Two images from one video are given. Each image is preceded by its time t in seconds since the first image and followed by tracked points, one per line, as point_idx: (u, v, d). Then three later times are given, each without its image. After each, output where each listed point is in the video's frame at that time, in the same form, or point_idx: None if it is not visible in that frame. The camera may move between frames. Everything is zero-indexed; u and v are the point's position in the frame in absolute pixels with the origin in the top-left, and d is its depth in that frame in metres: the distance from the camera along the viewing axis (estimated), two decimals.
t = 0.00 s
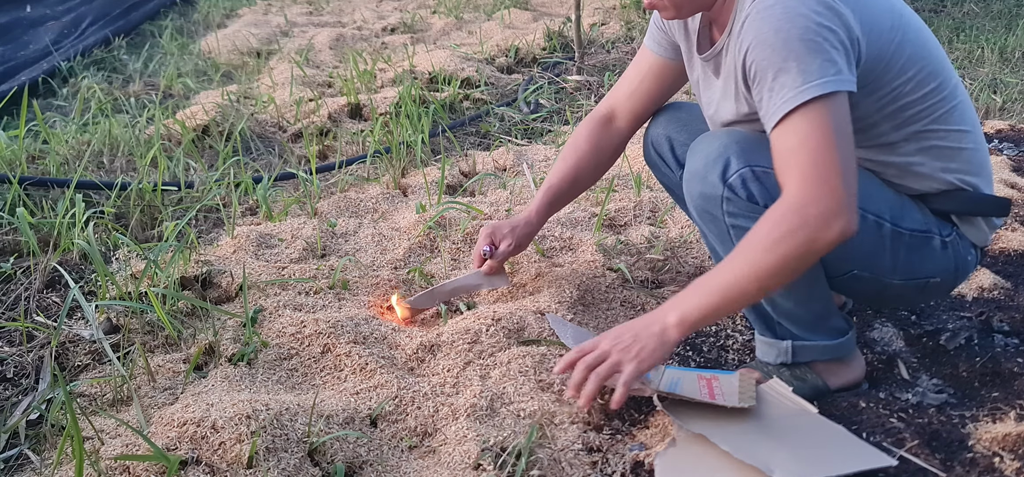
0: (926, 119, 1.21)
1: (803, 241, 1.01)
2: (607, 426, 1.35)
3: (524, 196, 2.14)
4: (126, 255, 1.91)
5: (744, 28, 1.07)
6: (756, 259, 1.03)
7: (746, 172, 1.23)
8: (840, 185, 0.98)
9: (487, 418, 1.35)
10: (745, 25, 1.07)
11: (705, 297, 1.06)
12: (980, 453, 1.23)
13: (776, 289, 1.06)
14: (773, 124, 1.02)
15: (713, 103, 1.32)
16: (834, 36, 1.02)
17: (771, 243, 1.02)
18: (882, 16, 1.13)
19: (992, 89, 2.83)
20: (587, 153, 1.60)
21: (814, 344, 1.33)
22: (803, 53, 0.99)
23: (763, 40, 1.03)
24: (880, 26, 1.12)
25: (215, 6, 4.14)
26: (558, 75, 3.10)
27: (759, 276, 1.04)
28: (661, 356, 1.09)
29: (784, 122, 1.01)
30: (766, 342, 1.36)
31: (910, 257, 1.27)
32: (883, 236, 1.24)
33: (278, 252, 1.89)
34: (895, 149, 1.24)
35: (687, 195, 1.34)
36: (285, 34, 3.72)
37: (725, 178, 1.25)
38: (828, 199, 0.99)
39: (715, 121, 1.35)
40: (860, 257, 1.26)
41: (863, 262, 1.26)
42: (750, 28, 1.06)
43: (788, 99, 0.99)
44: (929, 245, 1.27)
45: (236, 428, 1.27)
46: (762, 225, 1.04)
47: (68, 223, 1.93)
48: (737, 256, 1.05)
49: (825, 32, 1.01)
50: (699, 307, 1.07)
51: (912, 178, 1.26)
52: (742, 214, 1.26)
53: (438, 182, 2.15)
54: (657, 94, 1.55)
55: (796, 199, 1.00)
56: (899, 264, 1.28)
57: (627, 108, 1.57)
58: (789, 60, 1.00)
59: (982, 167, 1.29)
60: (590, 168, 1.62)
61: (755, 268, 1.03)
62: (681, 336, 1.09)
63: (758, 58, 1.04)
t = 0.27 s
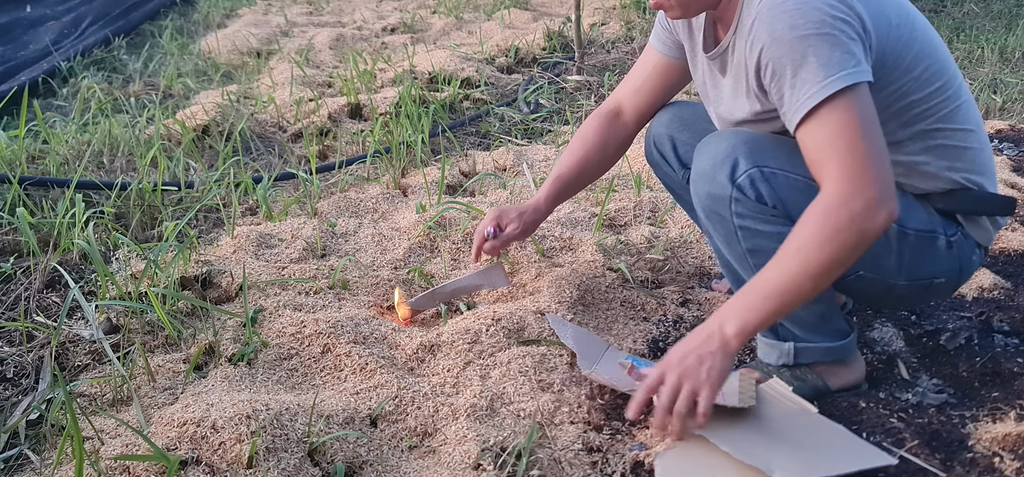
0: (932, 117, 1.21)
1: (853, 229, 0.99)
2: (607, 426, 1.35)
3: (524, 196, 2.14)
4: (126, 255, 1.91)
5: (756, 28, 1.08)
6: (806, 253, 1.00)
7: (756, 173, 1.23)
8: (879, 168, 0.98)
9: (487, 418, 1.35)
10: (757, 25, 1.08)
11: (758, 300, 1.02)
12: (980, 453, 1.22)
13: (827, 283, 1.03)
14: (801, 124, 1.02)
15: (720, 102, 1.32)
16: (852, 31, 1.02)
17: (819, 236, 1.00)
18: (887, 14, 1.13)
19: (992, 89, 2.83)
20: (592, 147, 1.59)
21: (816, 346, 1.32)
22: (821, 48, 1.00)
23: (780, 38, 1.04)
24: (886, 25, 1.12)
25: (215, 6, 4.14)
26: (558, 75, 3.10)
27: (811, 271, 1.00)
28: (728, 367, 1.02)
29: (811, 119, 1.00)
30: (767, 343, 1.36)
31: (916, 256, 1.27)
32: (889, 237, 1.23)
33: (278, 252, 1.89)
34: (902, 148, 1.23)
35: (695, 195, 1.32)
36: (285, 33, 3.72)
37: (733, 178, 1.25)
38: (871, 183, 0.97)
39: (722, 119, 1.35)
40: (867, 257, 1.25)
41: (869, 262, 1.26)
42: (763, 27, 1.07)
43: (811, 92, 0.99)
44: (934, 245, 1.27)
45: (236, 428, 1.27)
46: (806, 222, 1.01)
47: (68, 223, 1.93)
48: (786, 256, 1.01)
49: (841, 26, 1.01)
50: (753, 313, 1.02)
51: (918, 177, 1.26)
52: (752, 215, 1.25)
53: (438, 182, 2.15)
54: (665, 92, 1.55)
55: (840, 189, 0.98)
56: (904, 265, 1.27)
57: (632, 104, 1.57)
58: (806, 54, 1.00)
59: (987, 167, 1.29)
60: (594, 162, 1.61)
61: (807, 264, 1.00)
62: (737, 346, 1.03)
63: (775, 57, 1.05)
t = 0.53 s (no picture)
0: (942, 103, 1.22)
1: (869, 218, 1.00)
2: (607, 426, 1.35)
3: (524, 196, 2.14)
4: (126, 255, 1.91)
5: (773, 18, 1.08)
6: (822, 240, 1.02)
7: (783, 166, 1.23)
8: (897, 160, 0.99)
9: (487, 418, 1.35)
10: (775, 14, 1.08)
11: (771, 284, 1.04)
12: (980, 453, 1.22)
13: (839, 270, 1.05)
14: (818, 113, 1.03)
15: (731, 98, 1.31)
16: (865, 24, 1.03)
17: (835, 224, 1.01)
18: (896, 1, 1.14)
19: (992, 89, 2.83)
20: (598, 136, 1.59)
21: (822, 349, 1.32)
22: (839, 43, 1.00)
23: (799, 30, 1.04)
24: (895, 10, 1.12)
25: (215, 6, 4.14)
26: (558, 75, 3.10)
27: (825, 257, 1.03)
28: (729, 349, 1.07)
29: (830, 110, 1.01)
30: (772, 343, 1.36)
31: (933, 242, 1.27)
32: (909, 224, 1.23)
33: (278, 252, 1.89)
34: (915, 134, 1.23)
35: (718, 191, 1.31)
36: (285, 33, 3.72)
37: (761, 171, 1.24)
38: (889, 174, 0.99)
39: (734, 115, 1.34)
40: (887, 245, 1.25)
41: (888, 251, 1.26)
42: (782, 16, 1.06)
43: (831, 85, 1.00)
44: (951, 230, 1.27)
45: (236, 427, 1.27)
46: (822, 209, 1.03)
47: (68, 223, 1.93)
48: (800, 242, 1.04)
49: (857, 18, 1.02)
50: (765, 296, 1.04)
51: (931, 163, 1.26)
52: (780, 208, 1.25)
53: (438, 182, 2.15)
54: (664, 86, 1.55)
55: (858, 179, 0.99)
56: (923, 252, 1.27)
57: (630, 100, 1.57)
58: (827, 45, 1.01)
59: (995, 149, 1.30)
60: (602, 150, 1.61)
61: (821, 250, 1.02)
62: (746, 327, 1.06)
63: (792, 48, 1.05)
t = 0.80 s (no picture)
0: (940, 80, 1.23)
1: (880, 185, 1.03)
2: (607, 426, 1.35)
3: (524, 196, 2.14)
4: (126, 255, 1.91)
5: None
6: (830, 205, 1.06)
7: (813, 149, 1.23)
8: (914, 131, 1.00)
9: (487, 418, 1.35)
10: None
11: (776, 240, 1.10)
12: (980, 453, 1.22)
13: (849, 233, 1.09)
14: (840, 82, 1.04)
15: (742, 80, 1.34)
16: None
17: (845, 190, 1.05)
18: None
19: (992, 89, 2.83)
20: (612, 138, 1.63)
21: (834, 348, 1.32)
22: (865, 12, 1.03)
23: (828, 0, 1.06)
24: None
25: (215, 6, 4.14)
26: (558, 75, 3.10)
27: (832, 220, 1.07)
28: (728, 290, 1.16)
29: (851, 80, 1.03)
30: (782, 343, 1.36)
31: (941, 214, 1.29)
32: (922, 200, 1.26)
33: (278, 252, 1.89)
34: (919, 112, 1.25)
35: (750, 182, 1.31)
36: (285, 33, 3.72)
37: (794, 155, 1.25)
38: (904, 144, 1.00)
39: (744, 98, 1.37)
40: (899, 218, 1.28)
41: (902, 225, 1.30)
42: None
43: (858, 52, 1.01)
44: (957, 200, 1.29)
45: (236, 428, 1.27)
46: (837, 170, 1.06)
47: (68, 223, 1.94)
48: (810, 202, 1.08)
49: None
50: (769, 251, 1.10)
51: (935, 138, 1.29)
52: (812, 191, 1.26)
53: (438, 182, 2.15)
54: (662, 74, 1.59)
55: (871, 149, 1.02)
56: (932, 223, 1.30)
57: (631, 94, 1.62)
58: (856, 14, 1.03)
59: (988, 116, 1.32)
60: (624, 148, 1.63)
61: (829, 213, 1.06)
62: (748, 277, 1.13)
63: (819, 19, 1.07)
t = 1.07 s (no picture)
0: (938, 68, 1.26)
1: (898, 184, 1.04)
2: (607, 426, 1.35)
3: (524, 197, 2.14)
4: (126, 255, 1.91)
5: None
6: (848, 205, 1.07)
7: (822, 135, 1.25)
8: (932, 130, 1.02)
9: (487, 418, 1.35)
10: None
11: (794, 241, 1.10)
12: (980, 453, 1.22)
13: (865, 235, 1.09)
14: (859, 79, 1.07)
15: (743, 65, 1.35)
16: None
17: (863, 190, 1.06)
18: None
19: (992, 89, 2.83)
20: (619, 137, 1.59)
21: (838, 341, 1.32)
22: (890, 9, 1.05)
23: None
24: None
25: (215, 6, 4.14)
26: (559, 75, 3.10)
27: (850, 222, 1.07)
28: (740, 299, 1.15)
29: (871, 78, 1.05)
30: (784, 334, 1.35)
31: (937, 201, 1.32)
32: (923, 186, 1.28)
33: (278, 252, 1.89)
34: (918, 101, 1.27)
35: (762, 169, 1.30)
36: (285, 34, 3.72)
37: (807, 139, 1.26)
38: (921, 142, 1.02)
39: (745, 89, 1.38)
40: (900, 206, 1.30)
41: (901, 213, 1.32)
42: None
43: (880, 46, 1.04)
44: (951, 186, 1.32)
45: (236, 428, 1.27)
46: (856, 170, 1.07)
47: (68, 223, 1.94)
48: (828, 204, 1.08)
49: None
50: (787, 253, 1.10)
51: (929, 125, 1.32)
52: (822, 176, 1.27)
53: (438, 182, 2.15)
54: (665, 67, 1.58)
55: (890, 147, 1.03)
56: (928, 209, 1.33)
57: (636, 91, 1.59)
58: (880, 11, 1.05)
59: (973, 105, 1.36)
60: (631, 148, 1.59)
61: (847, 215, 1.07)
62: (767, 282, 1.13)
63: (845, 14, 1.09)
